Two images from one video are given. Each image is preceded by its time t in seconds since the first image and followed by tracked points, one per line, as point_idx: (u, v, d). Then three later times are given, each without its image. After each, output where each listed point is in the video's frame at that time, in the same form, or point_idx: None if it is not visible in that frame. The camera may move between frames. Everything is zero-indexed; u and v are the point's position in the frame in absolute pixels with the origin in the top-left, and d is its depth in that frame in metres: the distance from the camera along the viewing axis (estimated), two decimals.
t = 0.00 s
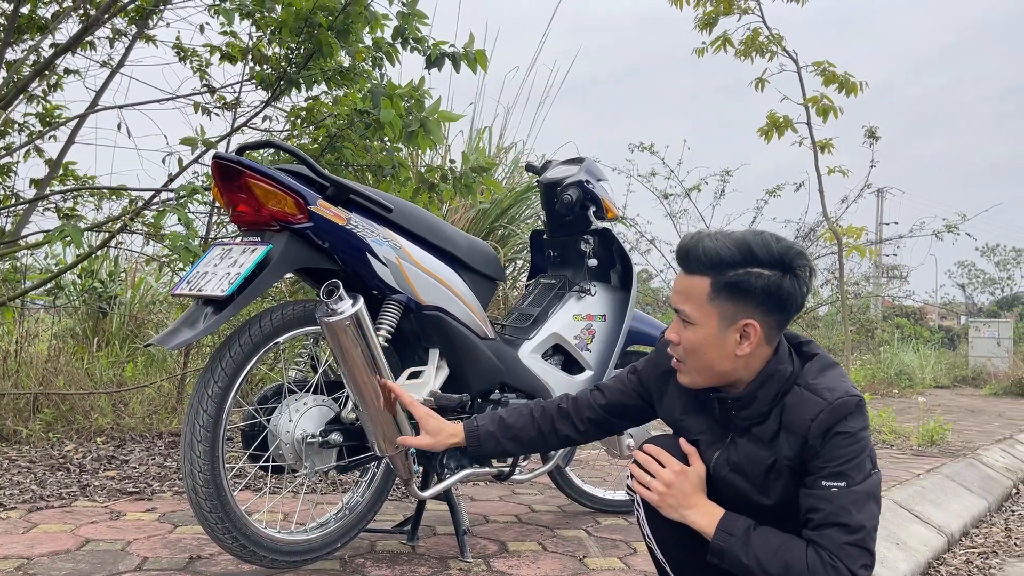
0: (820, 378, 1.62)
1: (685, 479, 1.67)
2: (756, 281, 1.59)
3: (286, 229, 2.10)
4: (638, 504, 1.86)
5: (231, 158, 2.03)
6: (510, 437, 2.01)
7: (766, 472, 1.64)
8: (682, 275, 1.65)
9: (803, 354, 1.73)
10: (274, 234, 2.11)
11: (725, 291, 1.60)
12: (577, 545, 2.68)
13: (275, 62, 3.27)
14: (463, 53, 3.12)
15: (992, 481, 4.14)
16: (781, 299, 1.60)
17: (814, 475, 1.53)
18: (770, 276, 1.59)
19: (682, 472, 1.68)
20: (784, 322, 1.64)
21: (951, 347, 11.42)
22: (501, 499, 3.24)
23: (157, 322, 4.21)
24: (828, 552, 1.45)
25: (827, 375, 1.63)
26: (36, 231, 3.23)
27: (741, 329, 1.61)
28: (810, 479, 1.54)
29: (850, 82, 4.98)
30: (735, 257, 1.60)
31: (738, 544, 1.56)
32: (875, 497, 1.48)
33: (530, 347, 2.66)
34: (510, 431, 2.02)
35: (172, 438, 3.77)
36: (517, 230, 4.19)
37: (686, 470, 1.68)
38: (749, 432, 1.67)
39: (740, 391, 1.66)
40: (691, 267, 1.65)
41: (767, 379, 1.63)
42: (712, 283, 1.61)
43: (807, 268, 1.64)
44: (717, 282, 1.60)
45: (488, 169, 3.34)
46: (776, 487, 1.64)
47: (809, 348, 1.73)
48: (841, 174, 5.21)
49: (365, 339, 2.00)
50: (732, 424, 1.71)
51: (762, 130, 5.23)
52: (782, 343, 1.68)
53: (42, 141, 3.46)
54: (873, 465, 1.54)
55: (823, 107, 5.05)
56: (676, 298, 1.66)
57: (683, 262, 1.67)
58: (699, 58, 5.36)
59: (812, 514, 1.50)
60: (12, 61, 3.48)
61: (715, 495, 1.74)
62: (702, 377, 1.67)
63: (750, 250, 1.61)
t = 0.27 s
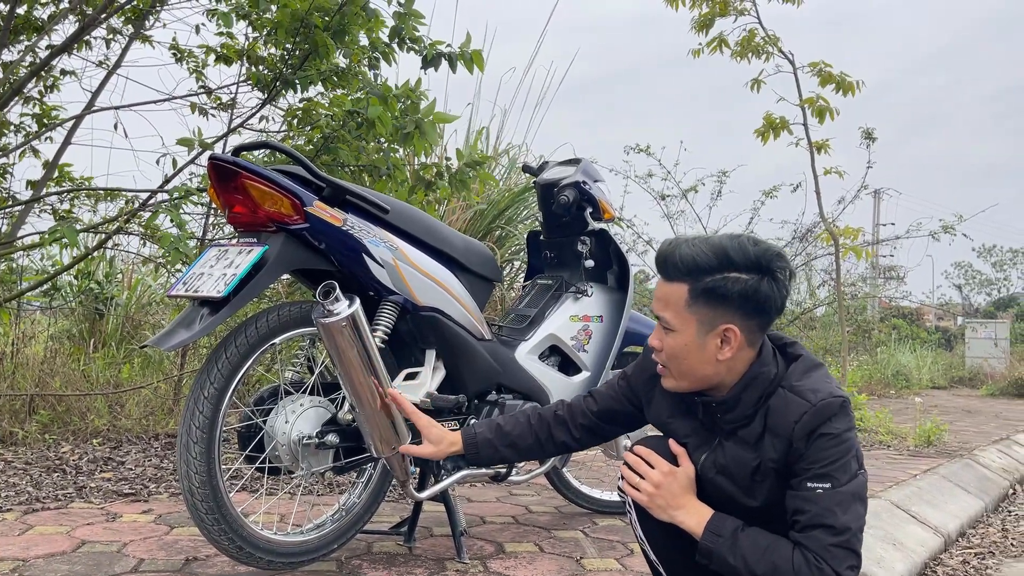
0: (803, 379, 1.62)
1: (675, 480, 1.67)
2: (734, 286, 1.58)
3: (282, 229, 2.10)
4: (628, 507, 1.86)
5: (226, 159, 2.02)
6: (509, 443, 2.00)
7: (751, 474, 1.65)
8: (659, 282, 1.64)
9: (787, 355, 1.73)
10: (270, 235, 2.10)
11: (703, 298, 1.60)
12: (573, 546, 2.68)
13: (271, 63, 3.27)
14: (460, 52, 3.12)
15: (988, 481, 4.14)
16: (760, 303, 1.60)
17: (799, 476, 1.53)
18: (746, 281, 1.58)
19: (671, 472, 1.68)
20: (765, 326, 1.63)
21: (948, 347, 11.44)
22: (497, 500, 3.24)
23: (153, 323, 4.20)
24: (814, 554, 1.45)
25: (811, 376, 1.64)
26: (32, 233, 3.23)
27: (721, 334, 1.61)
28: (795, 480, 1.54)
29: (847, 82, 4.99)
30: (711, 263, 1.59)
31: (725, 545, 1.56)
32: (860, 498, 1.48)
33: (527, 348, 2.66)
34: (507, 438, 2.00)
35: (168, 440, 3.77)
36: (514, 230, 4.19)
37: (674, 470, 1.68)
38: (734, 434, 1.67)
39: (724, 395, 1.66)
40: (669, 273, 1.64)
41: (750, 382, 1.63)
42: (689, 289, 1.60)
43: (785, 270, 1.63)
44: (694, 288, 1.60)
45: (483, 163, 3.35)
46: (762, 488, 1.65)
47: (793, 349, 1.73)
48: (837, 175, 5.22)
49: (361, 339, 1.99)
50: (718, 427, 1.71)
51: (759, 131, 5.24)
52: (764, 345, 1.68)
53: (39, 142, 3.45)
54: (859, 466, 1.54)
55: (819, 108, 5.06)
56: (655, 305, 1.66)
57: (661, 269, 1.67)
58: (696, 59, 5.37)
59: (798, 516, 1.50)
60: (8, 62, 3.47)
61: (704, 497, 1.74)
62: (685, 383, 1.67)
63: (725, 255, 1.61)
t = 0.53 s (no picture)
0: (786, 380, 1.63)
1: (666, 484, 1.67)
2: (710, 293, 1.57)
3: (278, 230, 2.09)
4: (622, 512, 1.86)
5: (223, 159, 2.02)
6: (504, 454, 1.99)
7: (740, 477, 1.65)
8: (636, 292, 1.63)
9: (770, 356, 1.74)
10: (267, 235, 2.10)
11: (680, 306, 1.58)
12: (571, 547, 2.68)
13: (268, 63, 3.27)
14: (456, 49, 3.12)
15: (985, 481, 4.15)
16: (738, 308, 1.58)
17: (786, 478, 1.53)
18: (722, 287, 1.57)
19: (663, 475, 1.68)
20: (744, 329, 1.62)
21: (945, 348, 11.46)
22: (494, 501, 3.24)
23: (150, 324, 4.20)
24: (806, 555, 1.45)
25: (794, 376, 1.64)
26: (29, 233, 3.22)
27: (700, 340, 1.60)
28: (783, 482, 1.54)
29: (843, 83, 5.00)
30: (686, 272, 1.59)
31: (718, 548, 1.55)
32: (849, 497, 1.48)
33: (524, 349, 2.66)
34: (503, 449, 2.00)
35: (165, 441, 3.76)
36: (511, 231, 4.19)
37: (666, 474, 1.68)
38: (721, 437, 1.68)
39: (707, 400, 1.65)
40: (645, 282, 1.63)
41: (732, 386, 1.62)
42: (666, 298, 1.59)
43: (763, 273, 1.61)
44: (670, 297, 1.59)
45: (479, 155, 3.32)
46: (752, 490, 1.65)
47: (775, 350, 1.73)
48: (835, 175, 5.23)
49: (358, 339, 1.98)
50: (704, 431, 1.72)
51: (756, 132, 5.25)
52: (746, 347, 1.67)
53: (35, 143, 3.45)
54: (847, 464, 1.54)
55: (816, 108, 5.07)
56: (633, 315, 1.65)
57: (637, 278, 1.66)
58: (693, 59, 5.38)
59: (788, 518, 1.50)
60: (5, 63, 3.47)
61: (696, 499, 1.74)
62: (668, 390, 1.66)
63: (700, 262, 1.59)
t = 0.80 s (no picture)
0: (763, 383, 1.62)
1: (658, 485, 1.68)
2: (692, 302, 1.56)
3: (276, 230, 2.09)
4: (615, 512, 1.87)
5: (221, 159, 2.01)
6: (463, 424, 1.98)
7: (724, 480, 1.65)
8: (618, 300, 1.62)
9: (749, 358, 1.73)
10: (264, 236, 2.10)
11: (662, 315, 1.58)
12: (568, 547, 2.67)
13: (267, 63, 3.27)
14: (454, 49, 3.12)
15: (983, 481, 4.15)
16: (720, 317, 1.58)
17: (766, 481, 1.54)
18: (704, 296, 1.56)
19: (654, 476, 1.68)
20: (726, 336, 1.61)
21: (943, 348, 11.48)
22: (492, 502, 3.24)
23: (148, 324, 4.19)
24: (789, 559, 1.45)
25: (771, 378, 1.63)
26: (26, 233, 3.22)
27: (682, 349, 1.60)
28: (763, 485, 1.54)
29: (842, 83, 5.00)
30: (667, 281, 1.58)
31: (707, 549, 1.56)
32: (829, 498, 1.48)
33: (522, 349, 2.66)
34: (462, 418, 1.98)
35: (163, 441, 3.76)
36: (509, 232, 4.19)
37: (657, 475, 1.69)
38: (703, 441, 1.67)
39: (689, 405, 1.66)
40: (627, 291, 1.62)
41: (713, 391, 1.63)
42: (648, 308, 1.58)
43: (744, 279, 1.60)
44: (652, 307, 1.58)
45: (479, 154, 3.34)
46: (737, 493, 1.65)
47: (756, 352, 1.73)
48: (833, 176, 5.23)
49: (355, 339, 1.98)
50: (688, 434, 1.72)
51: (755, 132, 5.25)
52: (726, 351, 1.66)
53: (32, 143, 3.44)
54: (827, 464, 1.54)
55: (815, 109, 5.07)
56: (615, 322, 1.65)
57: (619, 286, 1.65)
58: (692, 59, 5.38)
59: (770, 521, 1.51)
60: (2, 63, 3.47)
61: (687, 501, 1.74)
62: (651, 396, 1.67)
63: (681, 271, 1.58)
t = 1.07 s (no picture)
0: (750, 385, 1.62)
1: (649, 488, 1.68)
2: (687, 310, 1.56)
3: (275, 229, 2.09)
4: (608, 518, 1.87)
5: (220, 159, 2.01)
6: (441, 415, 1.94)
7: (716, 482, 1.65)
8: (612, 304, 1.62)
9: (736, 360, 1.73)
10: (264, 235, 2.10)
11: (655, 322, 1.57)
12: (567, 547, 2.67)
13: (266, 62, 3.27)
14: (453, 50, 3.12)
15: (982, 481, 4.16)
16: (713, 326, 1.58)
17: (757, 482, 1.54)
18: (699, 304, 1.56)
19: (645, 480, 1.68)
20: (717, 344, 1.62)
21: (942, 349, 11.48)
22: (491, 501, 3.24)
23: (147, 324, 4.19)
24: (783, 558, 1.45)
25: (758, 379, 1.64)
26: (25, 233, 3.22)
27: (674, 356, 1.59)
28: (755, 486, 1.54)
29: (842, 83, 5.01)
30: (663, 287, 1.57)
31: (701, 551, 1.57)
32: (820, 494, 1.49)
33: (522, 349, 2.66)
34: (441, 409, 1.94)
35: (162, 440, 3.76)
36: (508, 232, 4.20)
37: (648, 478, 1.69)
38: (693, 445, 1.68)
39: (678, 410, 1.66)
40: (621, 295, 1.62)
41: (702, 396, 1.63)
42: (642, 313, 1.58)
43: (739, 289, 1.60)
44: (646, 312, 1.58)
45: (478, 156, 3.34)
46: (729, 495, 1.65)
47: (743, 353, 1.73)
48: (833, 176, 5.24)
49: (355, 339, 1.98)
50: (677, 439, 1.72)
51: (754, 132, 5.26)
52: (716, 355, 1.66)
53: (31, 142, 3.44)
54: (817, 462, 1.54)
55: (814, 109, 5.07)
56: (608, 325, 1.64)
57: (613, 289, 1.64)
58: (692, 59, 5.38)
59: (763, 521, 1.51)
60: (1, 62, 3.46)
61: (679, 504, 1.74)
62: (639, 400, 1.67)
63: (678, 279, 1.58)
